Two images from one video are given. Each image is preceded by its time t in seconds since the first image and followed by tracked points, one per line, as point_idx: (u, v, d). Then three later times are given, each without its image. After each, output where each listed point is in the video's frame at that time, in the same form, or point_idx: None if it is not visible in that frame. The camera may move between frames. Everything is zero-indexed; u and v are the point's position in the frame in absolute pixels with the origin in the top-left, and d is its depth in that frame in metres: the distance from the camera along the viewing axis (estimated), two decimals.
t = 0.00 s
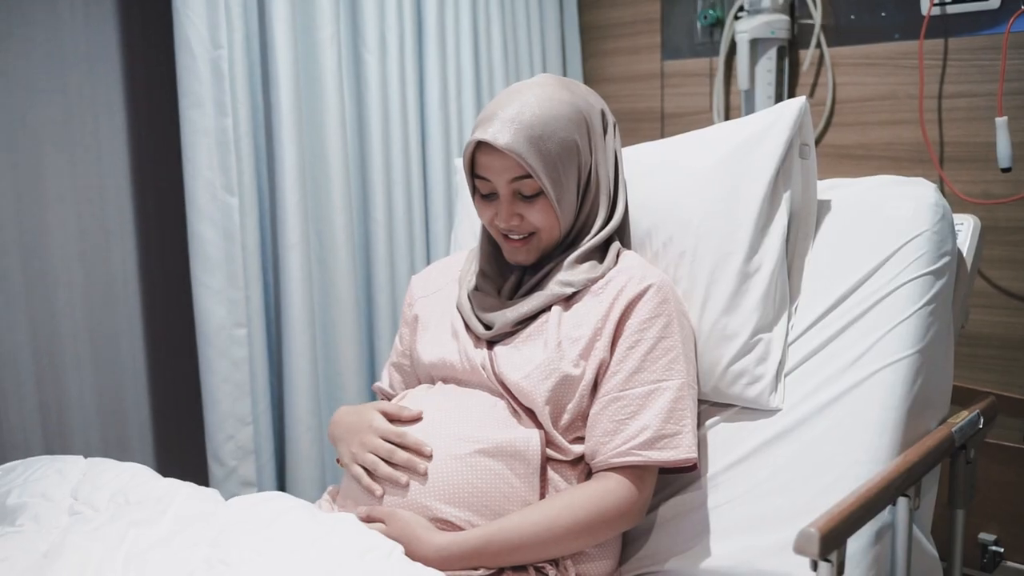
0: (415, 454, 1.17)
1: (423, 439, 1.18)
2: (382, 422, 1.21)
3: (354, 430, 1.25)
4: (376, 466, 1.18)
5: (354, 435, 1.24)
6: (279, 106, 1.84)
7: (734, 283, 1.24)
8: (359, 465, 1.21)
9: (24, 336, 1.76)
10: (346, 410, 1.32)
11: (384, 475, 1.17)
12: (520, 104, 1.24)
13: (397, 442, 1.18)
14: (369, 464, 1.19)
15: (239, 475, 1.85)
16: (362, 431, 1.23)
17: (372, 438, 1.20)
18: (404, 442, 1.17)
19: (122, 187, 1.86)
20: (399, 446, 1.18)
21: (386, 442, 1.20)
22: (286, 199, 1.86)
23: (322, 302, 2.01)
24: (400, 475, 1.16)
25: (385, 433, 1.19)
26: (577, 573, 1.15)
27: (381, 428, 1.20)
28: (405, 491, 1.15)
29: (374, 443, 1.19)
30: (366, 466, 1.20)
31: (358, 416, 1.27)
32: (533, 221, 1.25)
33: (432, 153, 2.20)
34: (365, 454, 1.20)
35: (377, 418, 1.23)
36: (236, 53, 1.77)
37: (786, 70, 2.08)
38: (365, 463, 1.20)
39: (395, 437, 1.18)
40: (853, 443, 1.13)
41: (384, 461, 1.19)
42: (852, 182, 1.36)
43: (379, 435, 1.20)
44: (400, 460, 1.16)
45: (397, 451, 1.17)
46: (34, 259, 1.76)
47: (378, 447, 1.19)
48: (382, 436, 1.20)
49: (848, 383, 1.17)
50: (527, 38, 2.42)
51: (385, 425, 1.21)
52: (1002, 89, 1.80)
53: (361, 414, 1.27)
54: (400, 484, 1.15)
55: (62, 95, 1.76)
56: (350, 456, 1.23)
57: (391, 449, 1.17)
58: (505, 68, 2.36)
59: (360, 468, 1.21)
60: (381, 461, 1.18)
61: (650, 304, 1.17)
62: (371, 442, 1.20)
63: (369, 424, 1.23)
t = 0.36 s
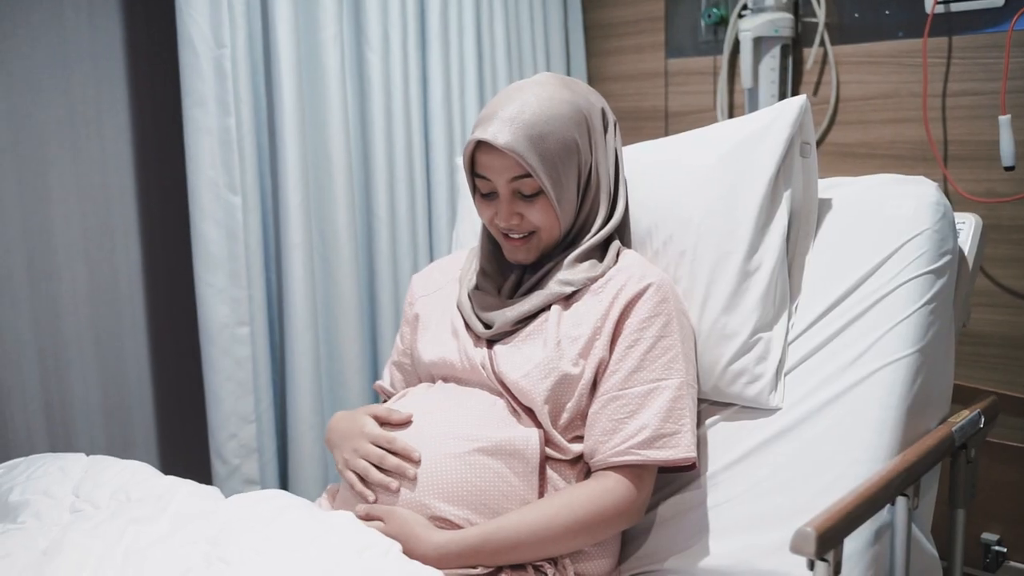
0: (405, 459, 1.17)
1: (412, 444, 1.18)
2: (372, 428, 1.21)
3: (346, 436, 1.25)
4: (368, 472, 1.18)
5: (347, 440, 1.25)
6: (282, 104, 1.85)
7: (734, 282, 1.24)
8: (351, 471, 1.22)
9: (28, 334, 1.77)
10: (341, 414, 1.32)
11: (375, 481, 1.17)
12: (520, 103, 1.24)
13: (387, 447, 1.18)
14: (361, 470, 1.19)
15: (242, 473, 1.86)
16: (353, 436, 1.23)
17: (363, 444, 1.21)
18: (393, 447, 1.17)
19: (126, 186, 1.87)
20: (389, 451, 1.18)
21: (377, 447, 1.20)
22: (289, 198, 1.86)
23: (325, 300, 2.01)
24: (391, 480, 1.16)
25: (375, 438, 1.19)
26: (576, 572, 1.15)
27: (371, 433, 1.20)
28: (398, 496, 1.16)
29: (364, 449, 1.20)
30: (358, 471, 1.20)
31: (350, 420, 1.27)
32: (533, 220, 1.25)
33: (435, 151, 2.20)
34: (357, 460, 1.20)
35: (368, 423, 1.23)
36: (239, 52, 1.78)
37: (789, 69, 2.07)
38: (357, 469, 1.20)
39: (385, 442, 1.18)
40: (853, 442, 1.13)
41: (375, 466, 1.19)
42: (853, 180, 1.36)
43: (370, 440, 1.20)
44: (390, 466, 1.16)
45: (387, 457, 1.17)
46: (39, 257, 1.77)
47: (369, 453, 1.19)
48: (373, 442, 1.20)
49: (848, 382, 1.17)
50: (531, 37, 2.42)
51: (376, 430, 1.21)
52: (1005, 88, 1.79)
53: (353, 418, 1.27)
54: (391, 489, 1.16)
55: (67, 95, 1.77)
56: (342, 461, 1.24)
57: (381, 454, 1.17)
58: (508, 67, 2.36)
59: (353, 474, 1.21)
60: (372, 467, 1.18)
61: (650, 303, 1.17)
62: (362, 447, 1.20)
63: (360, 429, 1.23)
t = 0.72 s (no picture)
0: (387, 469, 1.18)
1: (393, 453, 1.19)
2: (355, 438, 1.23)
3: (334, 446, 1.27)
4: (354, 482, 1.20)
5: (334, 450, 1.26)
6: (283, 104, 1.85)
7: (732, 282, 1.24)
8: (340, 482, 1.23)
9: (32, 333, 1.78)
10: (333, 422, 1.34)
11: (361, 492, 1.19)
12: (518, 103, 1.24)
13: (370, 458, 1.20)
14: (348, 481, 1.21)
15: (245, 472, 1.86)
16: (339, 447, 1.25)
17: (347, 455, 1.22)
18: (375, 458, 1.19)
19: (129, 185, 1.88)
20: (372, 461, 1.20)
21: (361, 457, 1.21)
22: (290, 198, 1.87)
23: (327, 300, 2.02)
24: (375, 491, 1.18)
25: (358, 448, 1.21)
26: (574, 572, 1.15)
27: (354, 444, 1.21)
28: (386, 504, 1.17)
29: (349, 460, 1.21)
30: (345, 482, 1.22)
31: (338, 430, 1.29)
32: (532, 221, 1.25)
33: (437, 151, 2.20)
34: (344, 471, 1.22)
35: (352, 433, 1.24)
36: (240, 52, 1.78)
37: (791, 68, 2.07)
38: (344, 479, 1.22)
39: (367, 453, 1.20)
40: (851, 442, 1.13)
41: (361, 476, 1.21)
42: (852, 180, 1.36)
43: (353, 450, 1.22)
44: (373, 477, 1.18)
45: (369, 468, 1.19)
46: (43, 257, 1.78)
47: (353, 464, 1.20)
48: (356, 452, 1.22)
49: (846, 382, 1.17)
50: (533, 37, 2.42)
51: (359, 440, 1.22)
52: (1007, 87, 1.79)
53: (340, 428, 1.28)
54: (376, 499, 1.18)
55: (70, 95, 1.78)
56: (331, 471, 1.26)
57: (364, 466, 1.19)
58: (510, 67, 2.36)
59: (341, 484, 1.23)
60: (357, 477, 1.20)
61: (648, 303, 1.17)
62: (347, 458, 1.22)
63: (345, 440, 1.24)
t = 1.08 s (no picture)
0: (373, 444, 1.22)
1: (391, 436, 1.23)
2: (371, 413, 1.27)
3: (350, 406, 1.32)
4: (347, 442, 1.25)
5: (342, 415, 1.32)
6: (289, 107, 1.86)
7: (734, 285, 1.24)
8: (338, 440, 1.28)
9: (40, 335, 1.79)
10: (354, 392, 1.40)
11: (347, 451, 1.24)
12: (520, 106, 1.25)
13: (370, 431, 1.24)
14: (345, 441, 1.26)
15: (250, 473, 1.87)
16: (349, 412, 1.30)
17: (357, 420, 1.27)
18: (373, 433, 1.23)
19: (136, 187, 1.89)
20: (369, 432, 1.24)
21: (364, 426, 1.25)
22: (296, 200, 1.88)
23: (332, 302, 2.03)
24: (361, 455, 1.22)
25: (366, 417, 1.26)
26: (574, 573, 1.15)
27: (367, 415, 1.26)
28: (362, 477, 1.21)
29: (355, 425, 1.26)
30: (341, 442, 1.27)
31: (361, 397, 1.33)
32: (533, 223, 1.26)
33: (442, 153, 2.21)
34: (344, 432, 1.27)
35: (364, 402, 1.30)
36: (246, 56, 1.79)
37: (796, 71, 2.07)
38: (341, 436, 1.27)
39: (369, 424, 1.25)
40: (851, 445, 1.13)
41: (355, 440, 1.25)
42: (854, 183, 1.36)
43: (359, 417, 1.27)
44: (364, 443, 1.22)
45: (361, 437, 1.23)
46: (51, 258, 1.79)
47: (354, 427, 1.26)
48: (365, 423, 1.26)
49: (847, 385, 1.17)
50: (538, 40, 2.43)
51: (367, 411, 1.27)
52: (1012, 90, 1.79)
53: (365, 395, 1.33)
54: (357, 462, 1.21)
55: (78, 98, 1.79)
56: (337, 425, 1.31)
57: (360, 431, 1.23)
58: (515, 69, 2.37)
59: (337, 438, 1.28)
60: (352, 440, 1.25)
61: (649, 305, 1.18)
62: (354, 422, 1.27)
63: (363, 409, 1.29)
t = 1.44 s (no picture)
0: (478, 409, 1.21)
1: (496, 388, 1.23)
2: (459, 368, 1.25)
3: (427, 364, 1.28)
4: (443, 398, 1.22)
5: (422, 365, 1.29)
6: (295, 108, 1.87)
7: (735, 287, 1.24)
8: (425, 384, 1.25)
9: (49, 335, 1.80)
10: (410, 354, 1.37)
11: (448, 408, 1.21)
12: (522, 108, 1.25)
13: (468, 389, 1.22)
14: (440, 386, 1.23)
15: (256, 472, 1.88)
16: (434, 363, 1.28)
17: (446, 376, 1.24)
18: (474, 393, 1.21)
19: (144, 188, 1.90)
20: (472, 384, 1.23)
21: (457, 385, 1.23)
22: (302, 201, 1.89)
23: (338, 302, 2.03)
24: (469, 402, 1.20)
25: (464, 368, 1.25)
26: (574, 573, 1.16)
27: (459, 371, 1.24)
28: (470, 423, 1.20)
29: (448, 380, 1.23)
30: (433, 386, 1.24)
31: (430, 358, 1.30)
32: (536, 225, 1.26)
33: (447, 154, 2.21)
34: (437, 378, 1.24)
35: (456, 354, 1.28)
36: (253, 57, 1.80)
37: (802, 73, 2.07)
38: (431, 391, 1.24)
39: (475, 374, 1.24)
40: (852, 447, 1.13)
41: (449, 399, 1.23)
42: (857, 185, 1.36)
43: (455, 367, 1.26)
44: (472, 391, 1.21)
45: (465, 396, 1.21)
46: (59, 257, 1.80)
47: (452, 375, 1.24)
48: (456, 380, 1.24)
49: (848, 388, 1.17)
50: (544, 41, 2.43)
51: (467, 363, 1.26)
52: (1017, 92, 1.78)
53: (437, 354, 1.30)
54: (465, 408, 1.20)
55: (87, 99, 1.81)
56: (414, 381, 1.27)
57: (467, 379, 1.22)
58: (521, 71, 2.37)
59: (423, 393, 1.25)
60: (451, 386, 1.22)
61: (651, 306, 1.18)
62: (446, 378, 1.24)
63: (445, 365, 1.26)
